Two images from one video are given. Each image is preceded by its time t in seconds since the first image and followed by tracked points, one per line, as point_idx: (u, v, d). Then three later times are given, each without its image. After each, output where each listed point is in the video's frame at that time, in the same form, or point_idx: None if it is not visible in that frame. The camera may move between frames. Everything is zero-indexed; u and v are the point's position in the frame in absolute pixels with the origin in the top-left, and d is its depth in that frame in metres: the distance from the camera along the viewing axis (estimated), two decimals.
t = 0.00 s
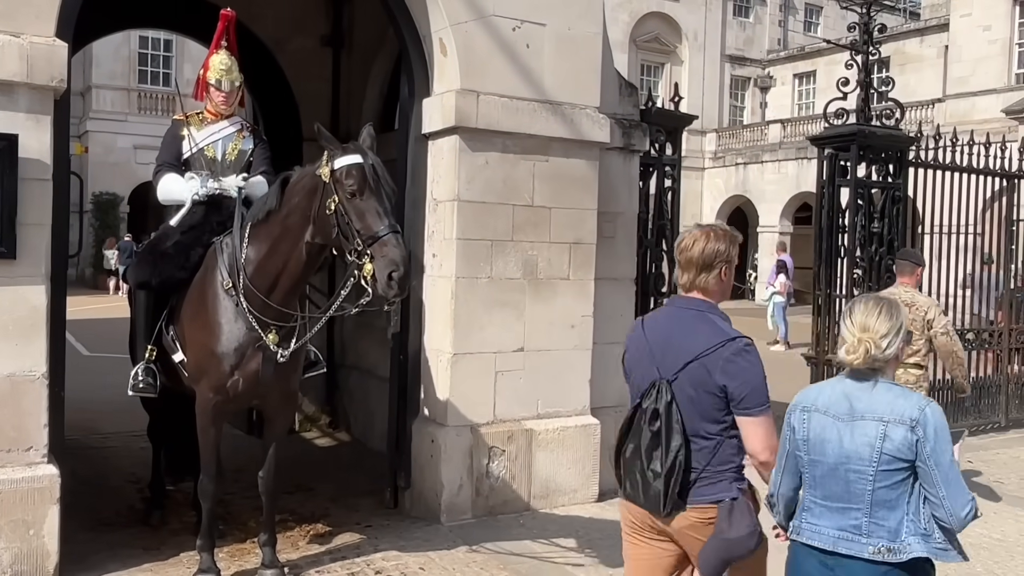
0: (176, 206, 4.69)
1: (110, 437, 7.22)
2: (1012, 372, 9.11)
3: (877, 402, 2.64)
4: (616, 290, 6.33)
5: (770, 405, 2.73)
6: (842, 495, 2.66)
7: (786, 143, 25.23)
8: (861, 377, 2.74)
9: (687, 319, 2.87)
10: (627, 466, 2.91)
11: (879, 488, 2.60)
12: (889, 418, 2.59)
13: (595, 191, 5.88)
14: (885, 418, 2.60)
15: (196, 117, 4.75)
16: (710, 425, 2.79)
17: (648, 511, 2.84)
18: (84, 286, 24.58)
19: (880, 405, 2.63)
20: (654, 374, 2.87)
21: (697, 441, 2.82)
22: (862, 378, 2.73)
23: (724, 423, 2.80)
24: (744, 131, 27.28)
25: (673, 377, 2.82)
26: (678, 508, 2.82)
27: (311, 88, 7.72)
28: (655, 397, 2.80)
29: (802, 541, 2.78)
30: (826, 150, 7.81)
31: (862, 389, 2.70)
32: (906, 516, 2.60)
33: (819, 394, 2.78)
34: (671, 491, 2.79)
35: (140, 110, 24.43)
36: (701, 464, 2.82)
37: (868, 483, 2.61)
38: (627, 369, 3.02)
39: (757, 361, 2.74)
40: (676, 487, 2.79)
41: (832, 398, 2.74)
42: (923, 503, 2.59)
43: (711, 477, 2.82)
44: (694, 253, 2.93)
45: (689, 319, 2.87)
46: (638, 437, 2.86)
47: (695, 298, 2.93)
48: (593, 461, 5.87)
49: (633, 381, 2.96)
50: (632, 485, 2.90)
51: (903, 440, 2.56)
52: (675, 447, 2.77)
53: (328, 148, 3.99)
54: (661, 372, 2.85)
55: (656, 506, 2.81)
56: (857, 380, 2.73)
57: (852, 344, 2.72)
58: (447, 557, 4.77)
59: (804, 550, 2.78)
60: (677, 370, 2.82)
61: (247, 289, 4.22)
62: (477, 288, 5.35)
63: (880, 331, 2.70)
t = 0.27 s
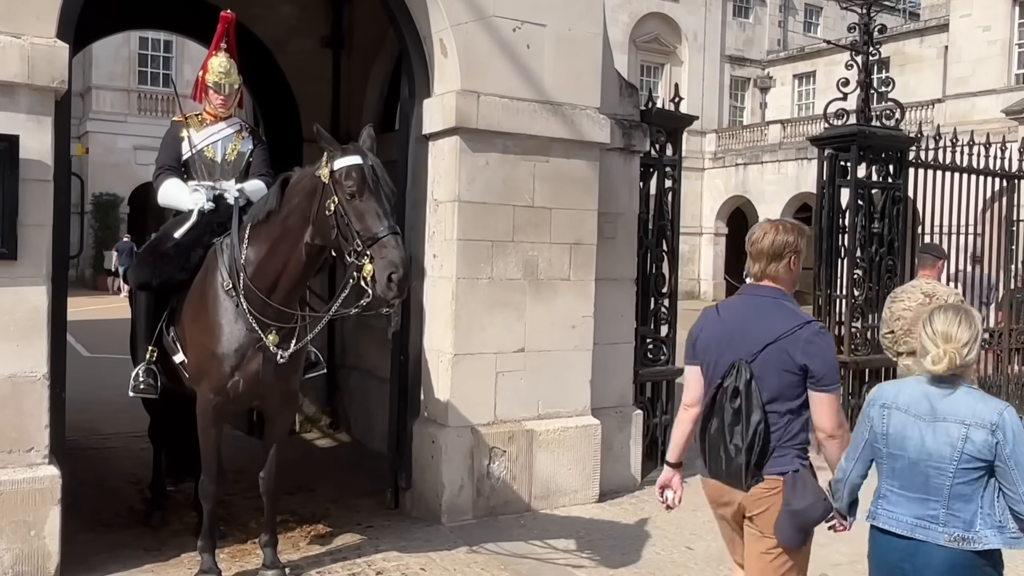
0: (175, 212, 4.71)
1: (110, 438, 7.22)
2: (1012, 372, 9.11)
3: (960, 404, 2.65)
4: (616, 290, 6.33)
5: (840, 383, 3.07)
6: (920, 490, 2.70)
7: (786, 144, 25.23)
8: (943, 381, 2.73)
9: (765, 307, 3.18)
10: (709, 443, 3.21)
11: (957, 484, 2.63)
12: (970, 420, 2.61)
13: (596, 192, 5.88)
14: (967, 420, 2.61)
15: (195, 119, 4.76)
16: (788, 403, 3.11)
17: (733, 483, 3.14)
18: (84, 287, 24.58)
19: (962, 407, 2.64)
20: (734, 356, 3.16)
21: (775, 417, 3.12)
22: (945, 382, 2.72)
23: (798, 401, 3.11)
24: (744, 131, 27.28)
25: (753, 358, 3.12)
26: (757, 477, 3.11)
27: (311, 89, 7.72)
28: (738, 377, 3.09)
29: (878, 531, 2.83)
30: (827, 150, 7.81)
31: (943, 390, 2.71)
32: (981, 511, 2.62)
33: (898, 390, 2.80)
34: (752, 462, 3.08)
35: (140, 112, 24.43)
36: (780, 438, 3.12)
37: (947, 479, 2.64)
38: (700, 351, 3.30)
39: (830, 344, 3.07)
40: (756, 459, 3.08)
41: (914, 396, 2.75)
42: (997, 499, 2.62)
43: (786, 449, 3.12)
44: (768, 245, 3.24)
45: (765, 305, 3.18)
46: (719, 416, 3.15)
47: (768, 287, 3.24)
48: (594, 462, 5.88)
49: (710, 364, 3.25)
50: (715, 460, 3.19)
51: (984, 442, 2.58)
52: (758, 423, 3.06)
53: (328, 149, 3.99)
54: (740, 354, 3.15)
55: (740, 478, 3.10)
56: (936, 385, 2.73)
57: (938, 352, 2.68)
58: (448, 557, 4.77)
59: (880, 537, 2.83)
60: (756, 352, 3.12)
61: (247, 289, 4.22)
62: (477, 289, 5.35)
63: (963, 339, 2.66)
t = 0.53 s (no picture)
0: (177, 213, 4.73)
1: (115, 439, 7.24)
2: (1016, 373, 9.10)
3: (1016, 393, 2.93)
4: (619, 291, 6.34)
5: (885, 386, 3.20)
6: (982, 474, 2.92)
7: (789, 144, 25.22)
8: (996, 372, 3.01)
9: (809, 319, 3.32)
10: (768, 451, 3.32)
11: (1020, 466, 2.88)
12: None
13: (599, 192, 5.89)
14: None
15: (198, 120, 4.78)
16: (839, 407, 3.22)
17: (792, 487, 3.24)
18: (88, 288, 24.62)
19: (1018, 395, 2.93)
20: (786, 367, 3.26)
21: (828, 423, 3.22)
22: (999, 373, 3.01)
23: (848, 405, 3.23)
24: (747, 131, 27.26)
25: (804, 368, 3.23)
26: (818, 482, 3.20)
27: (315, 91, 7.73)
28: (794, 387, 3.20)
29: (939, 516, 3.03)
30: (830, 150, 7.80)
31: (997, 380, 2.99)
32: None
33: (953, 385, 3.04)
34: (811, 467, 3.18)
35: (143, 113, 24.46)
36: (834, 440, 3.22)
37: (1008, 462, 2.88)
38: (749, 362, 3.39)
39: (873, 348, 3.21)
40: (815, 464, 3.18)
41: (969, 388, 3.00)
42: None
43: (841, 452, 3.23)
44: (822, 263, 3.35)
45: (813, 318, 3.31)
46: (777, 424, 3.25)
47: (819, 303, 3.37)
48: (597, 462, 5.88)
49: (760, 373, 3.33)
50: (774, 466, 3.29)
51: None
52: (814, 428, 3.17)
53: (330, 150, 4.00)
54: (792, 365, 3.26)
55: (801, 481, 3.20)
56: (992, 374, 3.01)
57: (996, 345, 2.99)
58: (451, 557, 4.78)
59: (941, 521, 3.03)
60: (806, 362, 3.23)
61: (250, 290, 4.23)
62: (481, 289, 5.36)
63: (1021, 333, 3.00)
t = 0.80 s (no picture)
0: (184, 214, 4.74)
1: (122, 439, 7.26)
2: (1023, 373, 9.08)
3: None
4: (625, 291, 6.34)
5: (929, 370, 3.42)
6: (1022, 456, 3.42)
7: (795, 145, 25.20)
8: None
9: (857, 306, 3.56)
10: (809, 424, 3.56)
11: None
12: None
13: (605, 193, 5.88)
14: None
15: (205, 121, 4.79)
16: (883, 388, 3.44)
17: (833, 457, 3.47)
18: (95, 289, 24.70)
19: None
20: (833, 348, 3.51)
21: (873, 403, 3.45)
22: None
23: (891, 387, 3.45)
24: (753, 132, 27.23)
25: (850, 351, 3.47)
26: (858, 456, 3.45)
27: (321, 92, 7.75)
28: (839, 367, 3.44)
29: (984, 495, 3.51)
30: (836, 150, 7.78)
31: None
32: None
33: (993, 378, 3.51)
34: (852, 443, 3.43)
35: (150, 115, 24.54)
36: (878, 418, 3.45)
37: None
38: (801, 345, 3.67)
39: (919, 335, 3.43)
40: (856, 440, 3.42)
41: (1008, 381, 3.47)
42: None
43: (882, 430, 3.46)
44: (873, 254, 3.59)
45: (860, 305, 3.55)
46: (821, 399, 3.50)
47: (865, 290, 3.61)
48: (604, 463, 5.88)
49: (809, 355, 3.61)
50: (816, 439, 3.53)
51: None
52: (858, 407, 3.41)
53: (335, 150, 4.01)
54: (838, 348, 3.50)
55: (842, 453, 3.44)
56: None
57: None
58: (458, 557, 4.78)
59: (987, 502, 3.51)
60: (852, 345, 3.47)
61: (256, 290, 4.24)
62: (487, 290, 5.36)
63: None
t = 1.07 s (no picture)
0: (192, 215, 4.76)
1: (131, 440, 7.28)
2: None
3: None
4: (633, 292, 6.34)
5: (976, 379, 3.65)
6: None
7: (803, 146, 25.15)
8: None
9: (909, 316, 3.78)
10: (859, 427, 3.80)
11: None
12: None
13: (612, 194, 5.88)
14: None
15: (213, 122, 4.80)
16: (931, 394, 3.68)
17: (882, 457, 3.72)
18: (103, 291, 24.79)
19: None
20: (884, 356, 3.74)
21: (921, 407, 3.69)
22: None
23: (938, 394, 3.69)
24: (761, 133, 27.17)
25: (901, 359, 3.70)
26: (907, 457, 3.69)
27: (328, 93, 7.76)
28: (890, 374, 3.68)
29: (1017, 487, 3.73)
30: (845, 151, 7.76)
31: None
32: None
33: None
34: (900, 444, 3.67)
35: (158, 117, 24.61)
36: (925, 423, 3.69)
37: None
38: (853, 352, 3.90)
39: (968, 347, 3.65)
40: (904, 442, 3.67)
41: None
42: None
43: (929, 434, 3.69)
44: (926, 267, 3.80)
45: (911, 316, 3.78)
46: (872, 403, 3.74)
47: (916, 301, 3.83)
48: (611, 464, 5.87)
49: (860, 362, 3.85)
50: (865, 440, 3.78)
51: None
52: (907, 411, 3.65)
53: (342, 152, 4.02)
54: (890, 355, 3.73)
55: (891, 454, 3.68)
56: None
57: None
58: (466, 559, 4.78)
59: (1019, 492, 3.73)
60: (904, 353, 3.70)
61: (264, 291, 4.25)
62: (494, 290, 5.36)
63: None
